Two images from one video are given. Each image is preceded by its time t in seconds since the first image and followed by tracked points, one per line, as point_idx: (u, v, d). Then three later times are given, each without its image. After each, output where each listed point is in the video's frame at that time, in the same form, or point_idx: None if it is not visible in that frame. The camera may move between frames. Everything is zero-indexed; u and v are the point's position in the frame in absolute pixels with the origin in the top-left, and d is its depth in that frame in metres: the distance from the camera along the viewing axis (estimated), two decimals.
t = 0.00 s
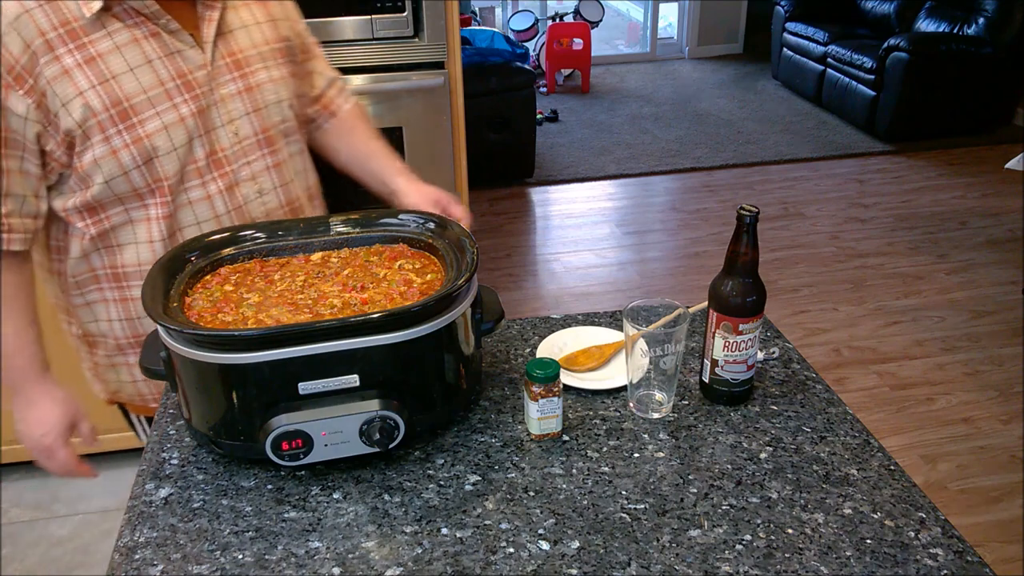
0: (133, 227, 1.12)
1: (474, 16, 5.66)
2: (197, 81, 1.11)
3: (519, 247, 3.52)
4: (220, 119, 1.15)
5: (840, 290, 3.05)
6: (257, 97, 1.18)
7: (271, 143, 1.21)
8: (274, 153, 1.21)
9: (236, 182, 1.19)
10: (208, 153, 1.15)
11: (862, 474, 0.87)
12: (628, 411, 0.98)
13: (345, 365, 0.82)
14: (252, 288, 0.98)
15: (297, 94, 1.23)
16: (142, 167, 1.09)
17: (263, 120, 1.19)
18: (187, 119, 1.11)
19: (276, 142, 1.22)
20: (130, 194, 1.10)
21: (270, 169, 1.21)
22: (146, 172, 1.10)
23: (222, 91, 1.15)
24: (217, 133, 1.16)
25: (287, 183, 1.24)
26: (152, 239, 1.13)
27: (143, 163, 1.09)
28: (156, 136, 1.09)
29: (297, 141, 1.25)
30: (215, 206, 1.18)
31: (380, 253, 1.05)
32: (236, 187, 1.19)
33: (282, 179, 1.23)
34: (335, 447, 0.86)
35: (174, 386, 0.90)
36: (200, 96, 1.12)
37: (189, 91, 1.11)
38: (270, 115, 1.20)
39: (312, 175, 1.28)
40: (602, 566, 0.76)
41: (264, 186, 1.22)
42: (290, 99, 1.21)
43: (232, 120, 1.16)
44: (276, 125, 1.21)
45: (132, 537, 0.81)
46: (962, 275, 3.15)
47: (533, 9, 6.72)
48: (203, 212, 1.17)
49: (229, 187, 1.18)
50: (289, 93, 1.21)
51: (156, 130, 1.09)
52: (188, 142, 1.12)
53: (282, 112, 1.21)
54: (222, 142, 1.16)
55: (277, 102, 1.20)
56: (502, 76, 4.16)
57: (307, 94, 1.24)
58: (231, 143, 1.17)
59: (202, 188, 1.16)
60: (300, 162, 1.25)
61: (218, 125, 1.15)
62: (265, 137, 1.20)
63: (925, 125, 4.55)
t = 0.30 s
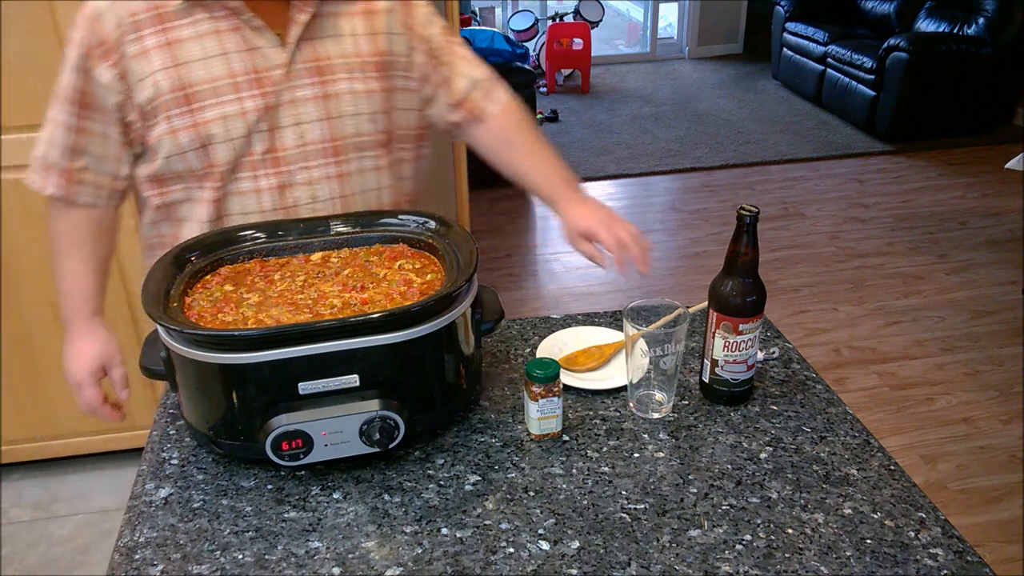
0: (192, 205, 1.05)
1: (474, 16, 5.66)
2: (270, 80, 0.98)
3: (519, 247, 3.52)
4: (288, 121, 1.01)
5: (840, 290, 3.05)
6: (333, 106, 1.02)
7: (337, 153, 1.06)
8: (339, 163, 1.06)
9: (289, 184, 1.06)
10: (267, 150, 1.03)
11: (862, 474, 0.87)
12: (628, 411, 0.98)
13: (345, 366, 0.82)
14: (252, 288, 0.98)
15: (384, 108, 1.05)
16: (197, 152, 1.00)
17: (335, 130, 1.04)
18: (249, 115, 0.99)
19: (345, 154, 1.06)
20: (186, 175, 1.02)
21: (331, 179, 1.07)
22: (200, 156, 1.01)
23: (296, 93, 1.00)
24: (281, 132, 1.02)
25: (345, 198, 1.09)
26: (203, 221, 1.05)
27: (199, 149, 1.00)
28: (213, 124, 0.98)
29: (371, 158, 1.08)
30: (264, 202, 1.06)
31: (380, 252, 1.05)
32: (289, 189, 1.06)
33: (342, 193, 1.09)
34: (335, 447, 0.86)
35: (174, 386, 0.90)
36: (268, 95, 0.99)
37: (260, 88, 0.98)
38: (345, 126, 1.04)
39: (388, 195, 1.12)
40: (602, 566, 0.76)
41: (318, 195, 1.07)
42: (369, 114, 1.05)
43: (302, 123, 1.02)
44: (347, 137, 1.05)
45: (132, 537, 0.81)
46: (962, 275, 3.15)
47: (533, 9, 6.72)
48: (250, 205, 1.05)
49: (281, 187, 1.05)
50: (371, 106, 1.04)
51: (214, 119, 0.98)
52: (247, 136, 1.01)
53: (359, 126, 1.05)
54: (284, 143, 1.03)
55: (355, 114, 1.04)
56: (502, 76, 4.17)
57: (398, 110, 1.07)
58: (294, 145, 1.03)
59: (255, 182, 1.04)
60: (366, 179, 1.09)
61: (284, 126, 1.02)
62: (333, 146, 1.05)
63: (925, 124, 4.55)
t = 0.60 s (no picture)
0: (257, 164, 1.19)
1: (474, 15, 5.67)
2: (337, 69, 1.09)
3: (519, 247, 3.52)
4: (349, 109, 1.12)
5: (840, 290, 3.05)
6: (394, 105, 1.13)
7: (389, 150, 1.16)
8: (389, 159, 1.17)
9: (338, 170, 1.16)
10: (324, 135, 1.13)
11: (862, 475, 0.87)
12: (628, 411, 0.98)
13: (345, 366, 0.82)
14: (252, 288, 0.98)
15: (449, 114, 1.16)
16: (261, 121, 1.12)
17: (390, 126, 1.14)
18: (310, 98, 1.10)
19: (395, 151, 1.16)
20: (255, 139, 1.15)
21: (377, 172, 1.17)
22: (263, 126, 1.12)
23: (361, 86, 1.11)
24: (340, 120, 1.13)
25: (389, 193, 1.20)
26: (266, 184, 1.19)
27: (261, 118, 1.11)
28: (277, 99, 1.10)
29: (424, 161, 1.18)
30: (312, 182, 1.17)
31: (380, 252, 1.05)
32: (338, 175, 1.17)
33: (387, 187, 1.19)
34: (335, 447, 0.86)
35: (175, 386, 0.90)
36: (332, 83, 1.10)
37: (325, 74, 1.09)
38: (402, 125, 1.15)
39: (437, 199, 1.22)
40: (602, 566, 0.76)
41: (364, 185, 1.18)
42: (428, 120, 1.15)
43: (361, 115, 1.13)
44: (402, 136, 1.16)
45: (132, 537, 0.81)
46: (962, 275, 3.15)
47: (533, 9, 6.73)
48: (302, 183, 1.17)
49: (331, 173, 1.16)
50: (433, 112, 1.14)
51: (278, 94, 1.09)
52: (306, 117, 1.12)
53: (416, 128, 1.15)
54: (341, 131, 1.14)
55: (414, 116, 1.14)
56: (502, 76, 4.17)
57: (466, 119, 1.17)
58: (350, 135, 1.14)
59: (309, 162, 1.15)
60: (415, 179, 1.19)
61: (344, 114, 1.12)
62: (386, 142, 1.16)
63: (925, 124, 4.55)
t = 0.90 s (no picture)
0: (267, 165, 1.22)
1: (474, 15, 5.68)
2: (347, 66, 1.12)
3: (519, 247, 3.52)
4: (360, 107, 1.15)
5: (840, 290, 3.05)
6: (403, 101, 1.15)
7: (399, 147, 1.18)
8: (399, 156, 1.18)
9: (349, 168, 1.18)
10: (334, 133, 1.16)
11: (862, 475, 0.87)
12: (628, 411, 0.98)
13: (345, 366, 0.82)
14: (252, 288, 0.98)
15: (457, 111, 1.17)
16: (272, 119, 1.15)
17: (399, 123, 1.16)
18: (319, 96, 1.13)
19: (407, 148, 1.18)
20: (265, 137, 1.18)
21: (387, 170, 1.19)
22: (274, 125, 1.16)
23: (369, 83, 1.13)
24: (350, 118, 1.15)
25: (399, 190, 1.21)
26: (275, 183, 1.21)
27: (272, 117, 1.15)
28: (286, 97, 1.13)
29: (433, 158, 1.20)
30: (323, 181, 1.19)
31: (380, 252, 1.05)
32: (348, 173, 1.19)
33: (398, 184, 1.20)
34: (335, 447, 0.86)
35: (174, 386, 0.90)
36: (340, 80, 1.13)
37: (334, 72, 1.12)
38: (411, 122, 1.17)
39: (447, 196, 1.23)
40: (602, 566, 0.76)
41: (375, 183, 1.20)
42: (437, 116, 1.17)
43: (370, 113, 1.15)
44: (411, 133, 1.17)
45: (132, 537, 0.81)
46: (962, 275, 3.15)
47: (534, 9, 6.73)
48: (311, 182, 1.19)
49: (342, 171, 1.18)
50: (441, 108, 1.16)
51: (287, 92, 1.12)
52: (315, 116, 1.14)
53: (424, 125, 1.17)
54: (351, 129, 1.16)
55: (423, 113, 1.16)
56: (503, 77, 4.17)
57: (473, 115, 1.19)
58: (360, 133, 1.16)
59: (319, 161, 1.18)
60: (424, 175, 1.20)
61: (355, 112, 1.15)
62: (396, 139, 1.17)
63: (925, 124, 4.55)
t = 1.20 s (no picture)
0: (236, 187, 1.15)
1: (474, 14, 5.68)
2: (309, 69, 1.07)
3: (519, 247, 3.52)
4: (328, 109, 1.10)
5: (840, 290, 3.05)
6: (370, 95, 1.11)
7: (372, 142, 1.14)
8: (373, 152, 1.15)
9: (325, 171, 1.14)
10: (305, 137, 1.12)
11: (862, 474, 0.87)
12: (628, 411, 0.98)
13: (345, 366, 0.82)
14: (252, 288, 0.98)
15: (424, 96, 1.14)
16: (238, 137, 1.09)
17: (369, 118, 1.13)
18: (286, 103, 1.08)
19: (380, 141, 1.15)
20: (228, 159, 1.11)
21: (364, 168, 1.15)
22: (241, 142, 1.10)
23: (334, 82, 1.09)
24: (318, 120, 1.11)
25: (379, 185, 1.17)
26: (249, 202, 1.15)
27: (239, 135, 1.08)
28: (253, 111, 1.07)
29: (409, 147, 1.16)
30: (300, 187, 1.14)
31: (380, 252, 1.05)
32: (325, 176, 1.14)
33: (376, 180, 1.17)
34: (335, 447, 0.86)
35: (174, 386, 0.90)
36: (305, 84, 1.08)
37: (297, 77, 1.07)
38: (381, 115, 1.13)
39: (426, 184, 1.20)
40: (602, 566, 0.76)
41: (353, 182, 1.16)
42: (406, 104, 1.13)
43: (339, 113, 1.11)
44: (383, 125, 1.14)
45: (132, 537, 0.81)
46: (962, 275, 3.15)
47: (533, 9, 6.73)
48: (288, 191, 1.14)
49: (318, 173, 1.14)
50: (409, 95, 1.13)
51: (254, 107, 1.07)
52: (284, 124, 1.09)
53: (395, 115, 1.14)
54: (322, 130, 1.12)
55: (391, 104, 1.13)
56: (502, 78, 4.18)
57: (439, 99, 1.16)
58: (330, 133, 1.12)
59: (292, 167, 1.13)
60: (402, 168, 1.17)
61: (322, 114, 1.11)
62: (368, 135, 1.14)
63: (925, 124, 4.55)
